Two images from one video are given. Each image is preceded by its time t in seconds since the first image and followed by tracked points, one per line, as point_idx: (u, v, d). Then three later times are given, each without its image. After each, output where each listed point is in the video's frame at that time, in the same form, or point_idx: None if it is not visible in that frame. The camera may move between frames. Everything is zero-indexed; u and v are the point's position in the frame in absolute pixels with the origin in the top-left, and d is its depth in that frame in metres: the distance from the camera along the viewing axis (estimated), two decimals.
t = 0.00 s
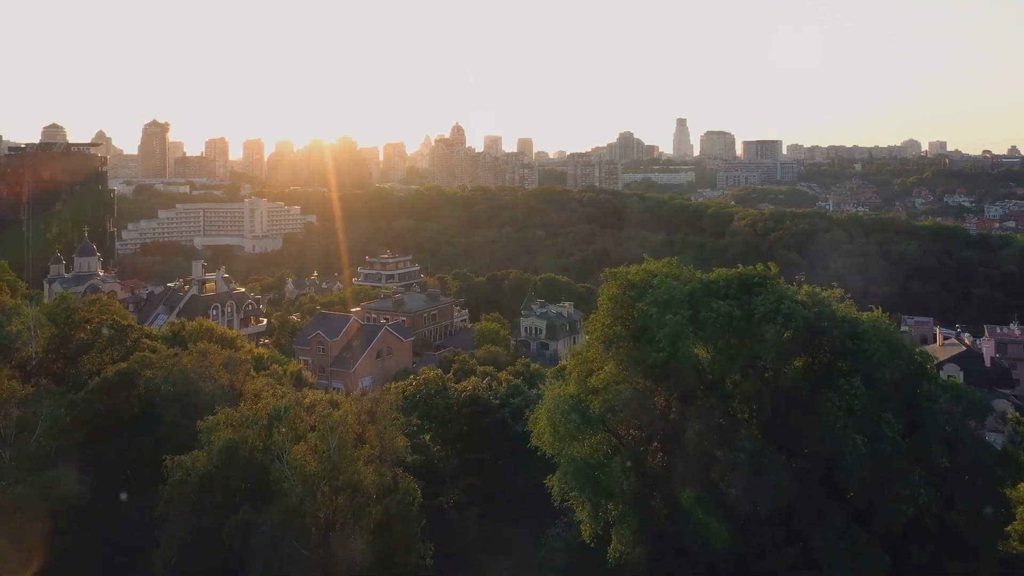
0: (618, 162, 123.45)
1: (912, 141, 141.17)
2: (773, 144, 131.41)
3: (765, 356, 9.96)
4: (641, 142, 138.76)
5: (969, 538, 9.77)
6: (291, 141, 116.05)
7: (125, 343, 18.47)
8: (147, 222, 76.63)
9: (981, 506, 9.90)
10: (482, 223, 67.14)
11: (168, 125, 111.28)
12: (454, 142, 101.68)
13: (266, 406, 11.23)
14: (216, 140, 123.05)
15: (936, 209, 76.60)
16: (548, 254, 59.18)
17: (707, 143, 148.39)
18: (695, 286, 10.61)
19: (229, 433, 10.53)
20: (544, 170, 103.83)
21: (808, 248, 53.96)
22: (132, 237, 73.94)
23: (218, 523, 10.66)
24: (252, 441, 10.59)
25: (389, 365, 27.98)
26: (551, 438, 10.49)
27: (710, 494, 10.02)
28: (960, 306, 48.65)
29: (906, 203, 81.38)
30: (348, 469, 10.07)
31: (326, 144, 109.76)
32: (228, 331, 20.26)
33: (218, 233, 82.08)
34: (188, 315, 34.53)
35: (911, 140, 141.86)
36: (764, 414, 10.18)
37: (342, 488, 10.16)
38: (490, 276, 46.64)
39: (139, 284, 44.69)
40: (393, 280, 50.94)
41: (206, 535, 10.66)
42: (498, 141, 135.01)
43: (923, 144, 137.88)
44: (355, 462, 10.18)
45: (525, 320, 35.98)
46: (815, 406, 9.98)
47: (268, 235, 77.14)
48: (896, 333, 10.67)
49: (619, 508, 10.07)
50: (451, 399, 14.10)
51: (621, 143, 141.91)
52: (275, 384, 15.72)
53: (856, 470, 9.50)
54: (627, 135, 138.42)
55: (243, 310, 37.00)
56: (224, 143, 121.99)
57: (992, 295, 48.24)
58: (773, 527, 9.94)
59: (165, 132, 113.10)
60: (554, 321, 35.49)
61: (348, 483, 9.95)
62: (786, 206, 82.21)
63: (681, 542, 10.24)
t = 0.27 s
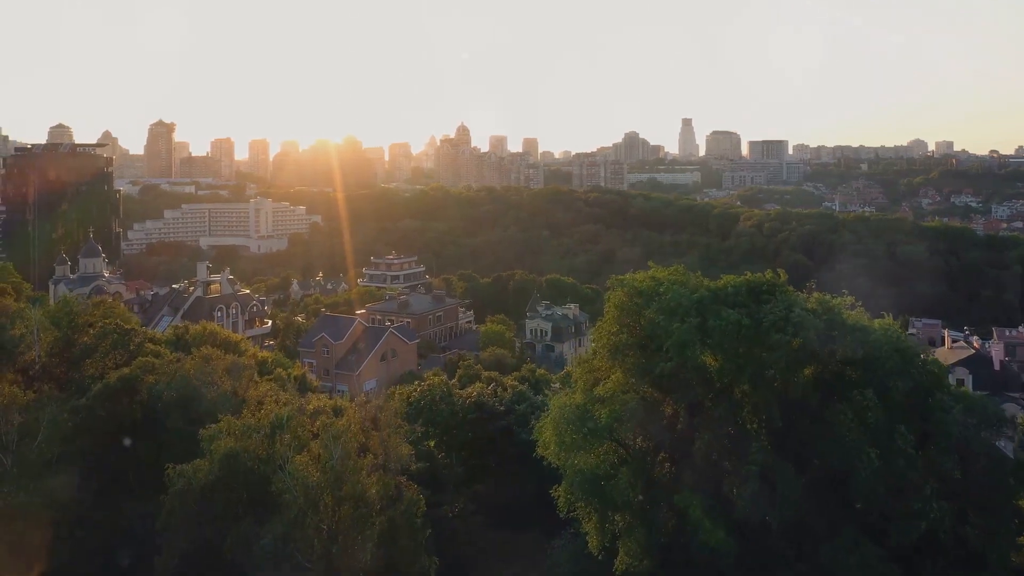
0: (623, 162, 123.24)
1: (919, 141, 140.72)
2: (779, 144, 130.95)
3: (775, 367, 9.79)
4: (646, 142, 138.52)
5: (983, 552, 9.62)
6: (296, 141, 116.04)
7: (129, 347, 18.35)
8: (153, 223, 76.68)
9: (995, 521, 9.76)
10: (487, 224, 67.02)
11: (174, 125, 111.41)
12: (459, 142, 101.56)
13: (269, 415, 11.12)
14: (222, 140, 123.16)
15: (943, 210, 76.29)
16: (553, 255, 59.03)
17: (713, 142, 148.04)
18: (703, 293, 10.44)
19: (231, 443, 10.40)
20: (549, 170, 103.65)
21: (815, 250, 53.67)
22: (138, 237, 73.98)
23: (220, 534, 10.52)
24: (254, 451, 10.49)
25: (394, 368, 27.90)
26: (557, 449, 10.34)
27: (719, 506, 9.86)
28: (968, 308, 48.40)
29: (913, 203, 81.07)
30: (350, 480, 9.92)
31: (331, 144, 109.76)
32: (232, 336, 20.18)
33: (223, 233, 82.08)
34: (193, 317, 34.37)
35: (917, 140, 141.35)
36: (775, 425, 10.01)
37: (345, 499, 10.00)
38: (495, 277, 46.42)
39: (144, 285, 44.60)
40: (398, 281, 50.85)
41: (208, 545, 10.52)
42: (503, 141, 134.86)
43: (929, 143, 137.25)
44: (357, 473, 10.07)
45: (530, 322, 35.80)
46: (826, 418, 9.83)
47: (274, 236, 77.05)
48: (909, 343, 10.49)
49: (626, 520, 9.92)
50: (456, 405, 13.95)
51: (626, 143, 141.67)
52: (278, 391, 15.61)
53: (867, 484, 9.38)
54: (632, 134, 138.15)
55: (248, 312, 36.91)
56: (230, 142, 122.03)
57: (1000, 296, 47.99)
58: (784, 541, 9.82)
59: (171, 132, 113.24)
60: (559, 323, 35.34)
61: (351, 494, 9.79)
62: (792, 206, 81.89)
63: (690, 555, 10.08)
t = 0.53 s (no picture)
0: (630, 162, 122.95)
1: (927, 141, 140.14)
2: (786, 144, 130.51)
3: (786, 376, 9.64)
4: (653, 142, 138.21)
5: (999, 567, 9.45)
6: (303, 141, 116.07)
7: (133, 350, 18.25)
8: (160, 223, 76.77)
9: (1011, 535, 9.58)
10: (493, 224, 66.85)
11: (181, 125, 111.59)
12: (465, 142, 101.43)
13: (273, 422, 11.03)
14: (229, 140, 123.23)
15: (952, 210, 75.89)
16: (560, 256, 58.84)
17: (720, 143, 147.63)
18: (712, 300, 10.29)
19: (234, 452, 10.28)
20: (555, 170, 103.45)
21: (822, 251, 53.36)
22: (145, 237, 74.04)
23: (222, 545, 10.39)
24: (257, 459, 10.38)
25: (400, 369, 27.78)
26: (564, 459, 10.21)
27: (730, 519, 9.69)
28: (977, 309, 48.08)
29: (921, 204, 80.66)
30: (354, 491, 9.79)
31: (338, 144, 109.79)
32: (237, 339, 20.12)
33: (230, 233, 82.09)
34: (199, 318, 34.26)
35: (925, 140, 140.75)
36: (786, 435, 9.86)
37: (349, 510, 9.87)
38: (501, 278, 46.12)
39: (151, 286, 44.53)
40: (404, 282, 50.72)
41: (210, 556, 10.39)
42: (510, 141, 134.68)
43: (937, 144, 136.54)
44: (361, 483, 9.94)
45: (537, 323, 35.69)
46: (837, 429, 9.73)
47: (280, 236, 76.96)
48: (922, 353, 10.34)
49: (634, 532, 9.76)
50: (462, 411, 13.83)
51: (633, 143, 141.36)
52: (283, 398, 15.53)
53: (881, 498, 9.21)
54: (639, 134, 137.87)
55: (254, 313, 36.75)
56: (237, 142, 122.14)
57: (1010, 298, 47.67)
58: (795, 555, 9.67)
59: (178, 132, 113.41)
60: (566, 325, 35.14)
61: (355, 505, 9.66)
62: (800, 207, 81.49)
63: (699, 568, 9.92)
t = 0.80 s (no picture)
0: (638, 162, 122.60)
1: (937, 141, 139.41)
2: (795, 143, 129.99)
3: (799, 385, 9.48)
4: (661, 142, 137.85)
5: None
6: (311, 141, 116.09)
7: (138, 355, 18.19)
8: (168, 223, 76.90)
9: None
10: (501, 224, 66.69)
11: (190, 125, 111.76)
12: (473, 142, 101.27)
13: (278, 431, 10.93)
14: (238, 141, 123.45)
15: (962, 210, 75.44)
16: (567, 257, 58.65)
17: (728, 142, 147.11)
18: (724, 308, 10.14)
19: (238, 461, 10.18)
20: (564, 170, 103.24)
21: (832, 252, 53.02)
22: (154, 238, 74.17)
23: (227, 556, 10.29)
24: (261, 467, 10.29)
25: (407, 372, 27.66)
26: (573, 470, 10.08)
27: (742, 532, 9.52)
28: (988, 311, 47.75)
29: (931, 204, 80.20)
30: (360, 501, 9.68)
31: (346, 144, 109.81)
32: (244, 344, 20.07)
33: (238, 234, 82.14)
34: (207, 320, 34.16)
35: (935, 140, 139.97)
36: (799, 446, 9.70)
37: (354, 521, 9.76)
38: (509, 279, 45.91)
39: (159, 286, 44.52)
40: (412, 283, 50.61)
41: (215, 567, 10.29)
42: (518, 141, 134.47)
43: (947, 144, 135.74)
44: (367, 493, 9.83)
45: (545, 326, 35.57)
46: (851, 439, 9.58)
47: (288, 236, 76.93)
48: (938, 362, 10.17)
49: (644, 545, 9.63)
50: (470, 418, 13.73)
51: (641, 143, 140.99)
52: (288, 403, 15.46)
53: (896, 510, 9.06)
54: (647, 134, 137.50)
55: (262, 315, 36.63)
56: (245, 142, 122.25)
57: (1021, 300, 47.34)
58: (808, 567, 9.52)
59: (187, 132, 113.68)
60: (575, 327, 34.95)
61: (361, 516, 9.54)
62: (809, 208, 81.11)
63: None
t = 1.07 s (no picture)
0: (646, 162, 122.26)
1: (946, 141, 138.77)
2: (803, 143, 129.52)
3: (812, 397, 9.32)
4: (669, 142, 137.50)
5: None
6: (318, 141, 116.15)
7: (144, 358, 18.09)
8: (176, 223, 77.03)
9: None
10: (508, 225, 66.58)
11: (198, 125, 111.99)
12: (480, 142, 101.12)
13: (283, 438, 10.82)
14: (246, 141, 123.57)
15: (972, 211, 74.98)
16: (574, 257, 58.50)
17: (736, 142, 146.65)
18: (734, 316, 10.00)
19: (242, 471, 10.06)
20: (571, 170, 102.96)
21: (842, 253, 52.68)
22: (161, 239, 74.20)
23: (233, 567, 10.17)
24: (265, 477, 10.18)
25: (414, 375, 27.49)
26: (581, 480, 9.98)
27: (755, 545, 9.35)
28: (999, 312, 47.42)
29: (940, 205, 79.76)
30: (365, 512, 9.57)
31: (353, 144, 109.83)
32: (250, 347, 20.02)
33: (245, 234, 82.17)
34: (214, 322, 34.04)
35: (944, 140, 139.30)
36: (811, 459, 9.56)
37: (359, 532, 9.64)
38: (517, 280, 45.80)
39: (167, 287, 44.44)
40: (419, 284, 50.50)
41: None
42: (525, 141, 134.28)
43: (956, 144, 135.00)
44: (373, 503, 9.71)
45: (553, 328, 35.40)
46: (864, 450, 9.43)
47: (296, 237, 76.86)
48: (955, 372, 10.04)
49: (653, 557, 9.49)
50: (477, 424, 13.65)
51: (648, 143, 140.70)
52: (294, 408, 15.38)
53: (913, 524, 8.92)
54: (655, 134, 137.17)
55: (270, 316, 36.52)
56: (253, 143, 122.44)
57: None
58: None
59: (195, 132, 113.84)
60: (582, 330, 34.77)
61: (366, 526, 9.43)
62: (817, 208, 80.75)
63: None
